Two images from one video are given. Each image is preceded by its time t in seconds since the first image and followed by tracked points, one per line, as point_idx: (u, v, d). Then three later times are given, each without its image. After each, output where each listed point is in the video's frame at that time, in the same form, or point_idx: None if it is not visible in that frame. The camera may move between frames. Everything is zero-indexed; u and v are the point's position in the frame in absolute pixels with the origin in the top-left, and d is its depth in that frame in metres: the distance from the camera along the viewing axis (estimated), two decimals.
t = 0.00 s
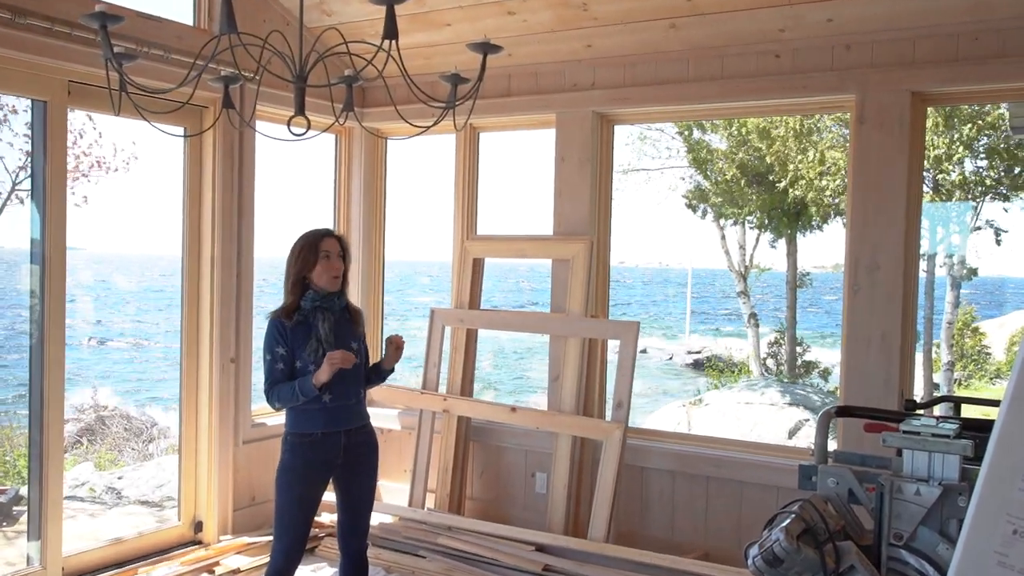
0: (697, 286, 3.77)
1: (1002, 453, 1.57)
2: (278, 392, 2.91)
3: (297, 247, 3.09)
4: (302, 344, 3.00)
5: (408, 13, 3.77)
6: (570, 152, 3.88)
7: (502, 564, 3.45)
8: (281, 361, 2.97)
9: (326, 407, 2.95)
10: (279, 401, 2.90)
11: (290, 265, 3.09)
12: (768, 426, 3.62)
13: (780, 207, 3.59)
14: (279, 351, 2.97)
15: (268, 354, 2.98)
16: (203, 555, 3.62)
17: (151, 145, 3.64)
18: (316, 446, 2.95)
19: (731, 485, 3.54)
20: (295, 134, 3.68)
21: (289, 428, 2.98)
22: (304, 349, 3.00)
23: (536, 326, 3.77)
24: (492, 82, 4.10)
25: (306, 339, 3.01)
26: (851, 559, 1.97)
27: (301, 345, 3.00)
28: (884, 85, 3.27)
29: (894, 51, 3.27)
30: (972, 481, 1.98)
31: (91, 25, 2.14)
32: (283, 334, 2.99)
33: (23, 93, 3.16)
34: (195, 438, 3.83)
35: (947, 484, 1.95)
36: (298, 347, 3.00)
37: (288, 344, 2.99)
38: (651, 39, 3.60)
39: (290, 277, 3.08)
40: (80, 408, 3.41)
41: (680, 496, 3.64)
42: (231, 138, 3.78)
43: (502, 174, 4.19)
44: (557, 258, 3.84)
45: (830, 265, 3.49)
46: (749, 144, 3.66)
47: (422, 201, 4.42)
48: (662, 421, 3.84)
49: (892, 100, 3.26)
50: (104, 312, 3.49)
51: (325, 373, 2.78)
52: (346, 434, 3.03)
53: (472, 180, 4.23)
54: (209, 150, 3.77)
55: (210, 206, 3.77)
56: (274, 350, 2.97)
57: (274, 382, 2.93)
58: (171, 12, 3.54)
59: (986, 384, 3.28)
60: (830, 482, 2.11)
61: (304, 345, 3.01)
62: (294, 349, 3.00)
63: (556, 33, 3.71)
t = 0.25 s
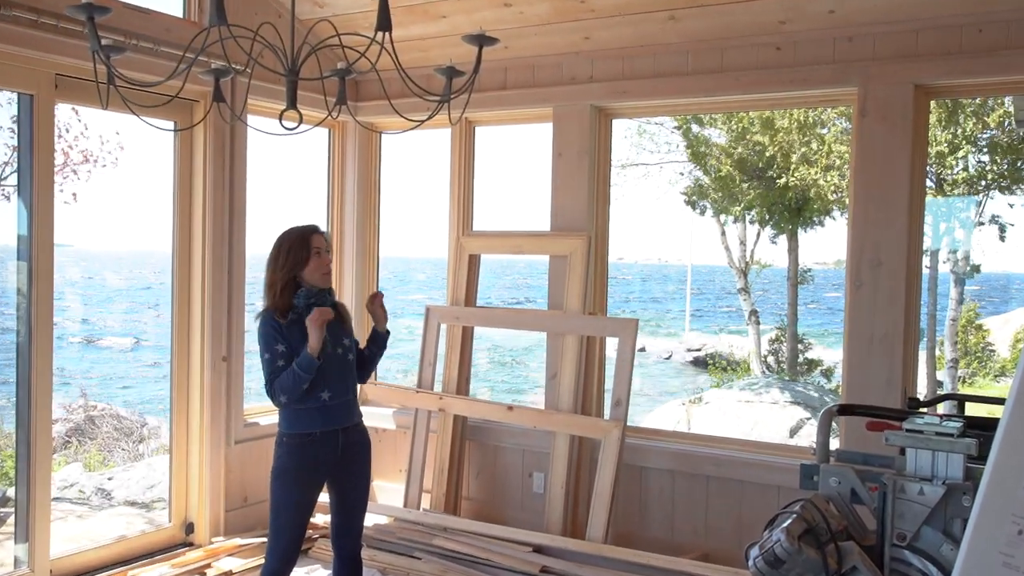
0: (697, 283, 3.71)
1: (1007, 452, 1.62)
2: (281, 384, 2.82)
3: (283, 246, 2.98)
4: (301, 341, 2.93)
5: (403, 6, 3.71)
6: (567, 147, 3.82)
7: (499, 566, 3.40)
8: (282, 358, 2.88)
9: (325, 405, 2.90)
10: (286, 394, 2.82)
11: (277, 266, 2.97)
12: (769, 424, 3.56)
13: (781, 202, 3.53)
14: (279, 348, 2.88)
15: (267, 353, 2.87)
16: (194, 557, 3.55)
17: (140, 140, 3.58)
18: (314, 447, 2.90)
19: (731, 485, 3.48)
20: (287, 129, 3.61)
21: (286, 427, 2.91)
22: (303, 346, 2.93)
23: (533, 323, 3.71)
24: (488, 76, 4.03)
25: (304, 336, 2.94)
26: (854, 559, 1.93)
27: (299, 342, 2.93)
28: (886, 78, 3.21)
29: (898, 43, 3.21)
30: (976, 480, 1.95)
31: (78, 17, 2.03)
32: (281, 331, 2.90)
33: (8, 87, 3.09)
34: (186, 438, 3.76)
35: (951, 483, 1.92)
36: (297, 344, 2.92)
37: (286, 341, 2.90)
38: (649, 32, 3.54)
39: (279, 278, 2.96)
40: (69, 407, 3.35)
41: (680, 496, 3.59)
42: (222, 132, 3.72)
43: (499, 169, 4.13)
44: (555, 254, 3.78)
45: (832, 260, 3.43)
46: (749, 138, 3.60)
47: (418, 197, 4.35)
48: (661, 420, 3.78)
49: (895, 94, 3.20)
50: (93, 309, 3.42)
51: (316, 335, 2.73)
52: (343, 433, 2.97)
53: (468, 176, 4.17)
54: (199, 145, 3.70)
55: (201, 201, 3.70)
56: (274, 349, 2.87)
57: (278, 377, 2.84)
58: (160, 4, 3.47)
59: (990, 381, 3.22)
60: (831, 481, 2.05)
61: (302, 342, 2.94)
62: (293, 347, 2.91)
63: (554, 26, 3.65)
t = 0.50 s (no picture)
0: (696, 280, 3.64)
1: (1013, 449, 1.41)
2: (281, 388, 2.73)
3: (266, 247, 2.90)
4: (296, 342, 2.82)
5: None
6: (563, 141, 3.74)
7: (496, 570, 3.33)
8: (279, 361, 2.78)
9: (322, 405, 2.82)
10: (291, 396, 2.74)
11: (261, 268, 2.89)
12: (771, 423, 3.49)
13: (781, 197, 3.46)
14: (275, 351, 2.77)
15: (262, 357, 2.77)
16: (183, 563, 3.48)
17: (127, 137, 3.50)
18: (309, 449, 2.81)
19: (732, 485, 3.42)
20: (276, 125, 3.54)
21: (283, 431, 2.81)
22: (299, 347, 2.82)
23: (529, 322, 3.64)
24: (482, 69, 3.95)
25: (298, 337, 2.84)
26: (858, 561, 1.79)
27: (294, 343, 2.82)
28: (889, 68, 3.13)
29: (900, 33, 3.14)
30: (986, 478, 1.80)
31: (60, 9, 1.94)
32: (275, 334, 2.79)
33: None
34: (175, 441, 3.68)
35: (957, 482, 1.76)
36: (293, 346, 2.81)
37: (282, 343, 2.80)
38: (646, 23, 3.46)
39: (262, 281, 2.88)
40: (55, 410, 3.27)
41: (680, 497, 3.52)
42: (210, 128, 3.64)
43: (494, 164, 4.05)
44: (551, 251, 3.71)
45: (835, 256, 3.36)
46: (749, 131, 3.53)
47: (411, 194, 4.28)
48: (661, 420, 3.71)
49: (897, 85, 3.13)
50: (80, 310, 3.34)
51: (299, 330, 2.67)
52: (337, 434, 2.89)
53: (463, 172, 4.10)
54: (187, 141, 3.62)
55: (189, 199, 3.62)
56: (269, 352, 2.77)
57: (279, 381, 2.74)
58: None
59: (996, 378, 3.16)
60: (835, 481, 1.94)
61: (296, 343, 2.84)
62: (289, 348, 2.81)
63: (548, 17, 3.57)
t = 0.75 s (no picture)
0: (695, 277, 3.59)
1: (1016, 447, 1.08)
2: (276, 390, 2.68)
3: (251, 247, 2.87)
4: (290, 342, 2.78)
5: None
6: (560, 137, 3.70)
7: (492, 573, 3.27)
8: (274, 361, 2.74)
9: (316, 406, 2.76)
10: (287, 397, 2.67)
11: (247, 268, 2.86)
12: (771, 423, 3.45)
13: (781, 193, 3.41)
14: (269, 351, 2.74)
15: (257, 358, 2.73)
16: (174, 567, 3.42)
17: (117, 133, 3.44)
18: (303, 450, 2.75)
19: (732, 486, 3.37)
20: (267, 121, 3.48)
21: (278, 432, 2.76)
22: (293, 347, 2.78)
23: (526, 321, 3.59)
24: (477, 65, 3.90)
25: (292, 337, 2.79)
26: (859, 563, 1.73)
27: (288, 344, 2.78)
28: (889, 63, 3.09)
29: (901, 26, 3.09)
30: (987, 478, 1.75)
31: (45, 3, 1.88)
32: (268, 334, 2.76)
33: None
34: (166, 443, 3.63)
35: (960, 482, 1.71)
36: (286, 346, 2.77)
37: (276, 344, 2.76)
38: (643, 17, 3.41)
39: (248, 281, 2.83)
40: (45, 411, 3.21)
41: (679, 498, 3.48)
42: (200, 125, 3.58)
43: (489, 161, 4.00)
44: (548, 249, 3.66)
45: (835, 253, 3.32)
46: (748, 126, 3.48)
47: (406, 191, 4.23)
48: (659, 420, 3.66)
49: (898, 80, 3.08)
50: (69, 309, 3.29)
51: (296, 330, 2.60)
52: (333, 436, 2.83)
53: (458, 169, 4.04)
54: (177, 137, 3.56)
55: (179, 197, 3.56)
56: (263, 353, 2.73)
57: (274, 382, 2.70)
58: None
59: (998, 376, 3.11)
60: (835, 481, 1.88)
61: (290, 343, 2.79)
62: (283, 349, 2.77)
63: (544, 12, 3.52)
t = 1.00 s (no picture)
0: (693, 277, 3.54)
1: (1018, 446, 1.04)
2: (273, 391, 2.61)
3: (248, 244, 2.85)
4: (284, 342, 2.72)
5: None
6: (555, 135, 3.65)
7: None
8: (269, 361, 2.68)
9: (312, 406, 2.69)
10: (286, 398, 2.61)
11: (243, 266, 2.84)
12: (770, 423, 3.40)
13: (780, 191, 3.37)
14: (263, 351, 2.67)
15: (251, 358, 2.66)
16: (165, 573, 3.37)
17: (106, 132, 3.39)
18: (297, 452, 2.68)
19: (731, 488, 3.32)
20: (258, 119, 3.43)
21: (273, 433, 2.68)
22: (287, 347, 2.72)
23: (521, 321, 3.55)
24: (471, 62, 3.86)
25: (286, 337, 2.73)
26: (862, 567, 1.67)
27: (282, 344, 2.72)
28: (889, 58, 3.04)
29: (901, 21, 3.04)
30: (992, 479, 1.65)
31: None
32: (262, 333, 2.69)
33: None
34: (157, 446, 3.57)
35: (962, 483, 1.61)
36: (281, 346, 2.71)
37: (270, 343, 2.70)
38: (640, 13, 3.37)
39: (243, 278, 2.82)
40: (33, 414, 3.16)
41: (677, 500, 3.43)
42: (191, 123, 3.53)
43: (484, 160, 3.95)
44: (543, 248, 3.61)
45: (835, 251, 3.27)
46: (746, 124, 3.44)
47: (400, 190, 4.18)
48: (658, 421, 3.61)
49: (898, 75, 3.04)
50: (58, 311, 3.24)
51: (296, 329, 2.57)
52: (328, 438, 2.76)
53: (452, 167, 4.00)
54: (167, 135, 3.51)
55: (169, 196, 3.51)
56: (258, 352, 2.66)
57: (270, 382, 2.63)
58: None
59: (1000, 376, 3.07)
60: (835, 483, 1.79)
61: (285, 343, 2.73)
62: (278, 349, 2.71)
63: (539, 7, 3.47)
